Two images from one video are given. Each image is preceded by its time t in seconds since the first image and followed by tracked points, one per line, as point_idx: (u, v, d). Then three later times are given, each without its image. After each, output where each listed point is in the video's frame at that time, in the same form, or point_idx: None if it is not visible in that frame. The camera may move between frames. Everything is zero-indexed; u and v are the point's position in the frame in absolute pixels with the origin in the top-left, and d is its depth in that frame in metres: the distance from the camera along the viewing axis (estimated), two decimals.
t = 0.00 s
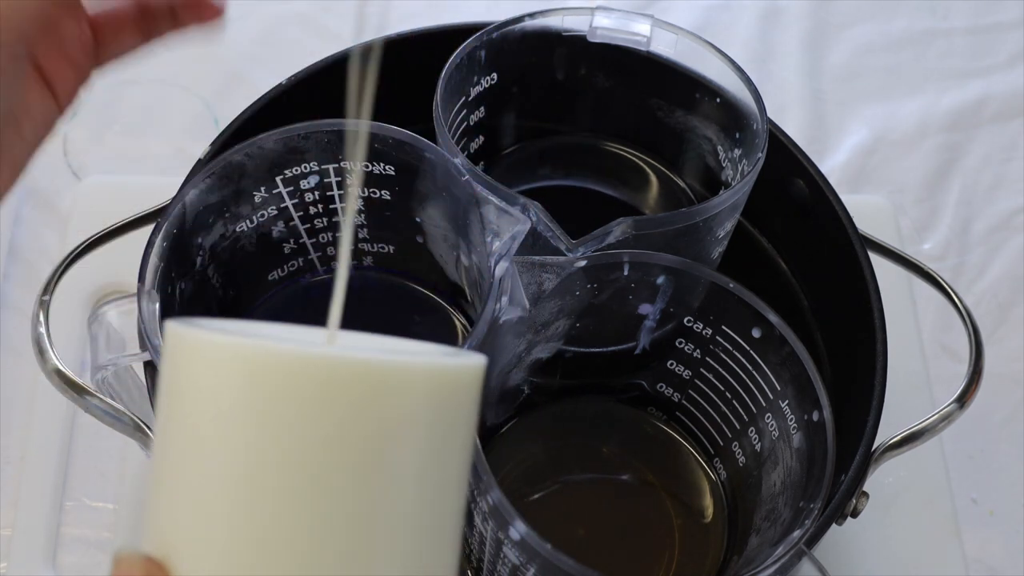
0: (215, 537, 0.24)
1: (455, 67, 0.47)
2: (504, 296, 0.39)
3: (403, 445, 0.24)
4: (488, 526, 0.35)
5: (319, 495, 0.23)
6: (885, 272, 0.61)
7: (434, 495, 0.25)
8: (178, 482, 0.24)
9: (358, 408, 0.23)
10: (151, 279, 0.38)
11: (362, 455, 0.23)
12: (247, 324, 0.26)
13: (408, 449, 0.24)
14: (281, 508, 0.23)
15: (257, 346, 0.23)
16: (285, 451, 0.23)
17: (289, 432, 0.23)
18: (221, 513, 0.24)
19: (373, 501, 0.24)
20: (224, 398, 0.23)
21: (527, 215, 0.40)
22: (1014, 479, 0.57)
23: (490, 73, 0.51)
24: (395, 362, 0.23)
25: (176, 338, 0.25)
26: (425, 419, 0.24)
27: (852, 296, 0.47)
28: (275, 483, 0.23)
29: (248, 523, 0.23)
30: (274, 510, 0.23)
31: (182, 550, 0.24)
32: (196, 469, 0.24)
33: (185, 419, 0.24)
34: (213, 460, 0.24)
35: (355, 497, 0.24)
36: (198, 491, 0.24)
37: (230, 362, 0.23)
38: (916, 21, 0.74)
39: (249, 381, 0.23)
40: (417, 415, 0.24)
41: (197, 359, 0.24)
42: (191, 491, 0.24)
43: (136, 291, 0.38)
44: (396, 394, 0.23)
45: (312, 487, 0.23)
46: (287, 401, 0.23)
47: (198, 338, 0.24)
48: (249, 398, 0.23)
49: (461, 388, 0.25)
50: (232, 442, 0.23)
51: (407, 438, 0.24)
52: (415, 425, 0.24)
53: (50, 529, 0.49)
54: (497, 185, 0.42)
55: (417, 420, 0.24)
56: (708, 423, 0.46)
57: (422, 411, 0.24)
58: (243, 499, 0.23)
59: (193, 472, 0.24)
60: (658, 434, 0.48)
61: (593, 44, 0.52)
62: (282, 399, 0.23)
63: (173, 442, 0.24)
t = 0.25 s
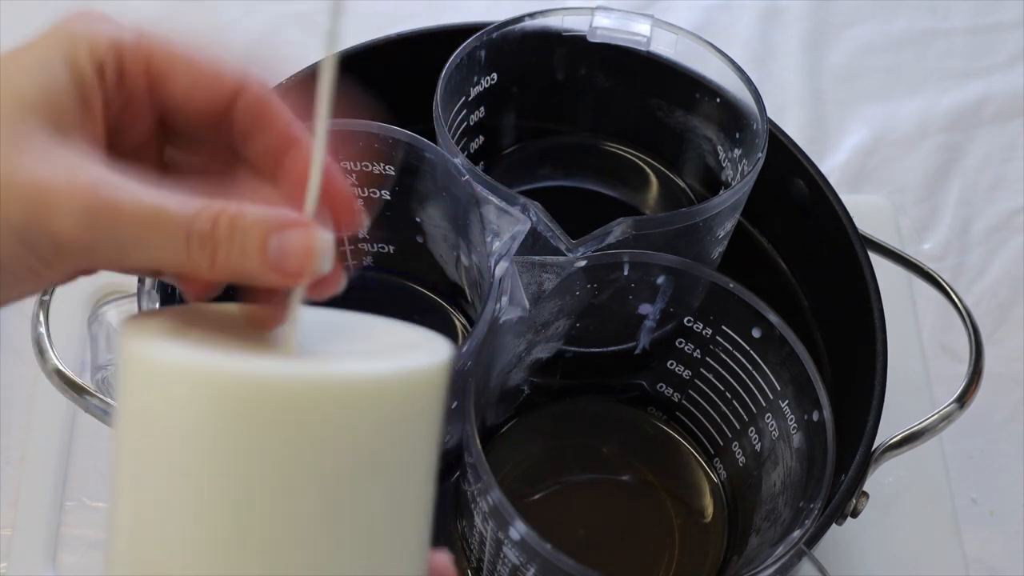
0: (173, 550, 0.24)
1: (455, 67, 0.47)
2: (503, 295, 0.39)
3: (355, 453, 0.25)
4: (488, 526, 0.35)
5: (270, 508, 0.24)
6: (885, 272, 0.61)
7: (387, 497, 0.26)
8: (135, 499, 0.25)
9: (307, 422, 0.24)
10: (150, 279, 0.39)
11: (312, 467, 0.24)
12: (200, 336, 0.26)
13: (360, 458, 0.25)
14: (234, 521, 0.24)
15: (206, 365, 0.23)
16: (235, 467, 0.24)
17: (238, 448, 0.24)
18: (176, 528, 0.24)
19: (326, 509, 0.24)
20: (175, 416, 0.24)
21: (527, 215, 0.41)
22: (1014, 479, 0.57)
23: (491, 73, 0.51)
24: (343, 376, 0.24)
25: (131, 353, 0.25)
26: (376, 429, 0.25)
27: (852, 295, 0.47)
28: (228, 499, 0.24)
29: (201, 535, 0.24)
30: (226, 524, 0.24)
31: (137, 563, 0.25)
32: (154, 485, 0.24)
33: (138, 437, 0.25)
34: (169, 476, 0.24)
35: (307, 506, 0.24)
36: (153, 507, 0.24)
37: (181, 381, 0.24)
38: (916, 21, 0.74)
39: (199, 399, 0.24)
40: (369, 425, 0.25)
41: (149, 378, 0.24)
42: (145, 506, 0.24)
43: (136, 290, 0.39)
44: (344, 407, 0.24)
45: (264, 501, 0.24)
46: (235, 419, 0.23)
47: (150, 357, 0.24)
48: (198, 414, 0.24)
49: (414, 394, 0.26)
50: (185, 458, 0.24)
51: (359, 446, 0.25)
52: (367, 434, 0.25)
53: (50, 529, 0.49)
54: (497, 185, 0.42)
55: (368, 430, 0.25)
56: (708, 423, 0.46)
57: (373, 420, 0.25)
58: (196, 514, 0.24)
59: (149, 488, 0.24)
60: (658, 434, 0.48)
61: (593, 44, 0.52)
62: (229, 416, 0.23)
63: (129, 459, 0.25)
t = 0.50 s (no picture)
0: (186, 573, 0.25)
1: (455, 66, 0.47)
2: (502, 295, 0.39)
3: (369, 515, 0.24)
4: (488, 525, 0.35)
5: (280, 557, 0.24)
6: (885, 272, 0.61)
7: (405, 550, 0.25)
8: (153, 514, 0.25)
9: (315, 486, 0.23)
10: (149, 279, 0.39)
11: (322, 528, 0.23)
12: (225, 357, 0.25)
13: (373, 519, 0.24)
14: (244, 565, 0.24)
15: (216, 421, 0.23)
16: (245, 520, 0.23)
17: (248, 503, 0.23)
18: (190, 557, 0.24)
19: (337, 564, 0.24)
20: (188, 463, 0.23)
21: (526, 215, 0.40)
22: (1014, 479, 0.57)
23: (491, 73, 0.51)
24: (354, 444, 0.23)
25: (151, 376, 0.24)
26: (392, 492, 0.23)
27: (852, 295, 0.47)
28: (237, 545, 0.24)
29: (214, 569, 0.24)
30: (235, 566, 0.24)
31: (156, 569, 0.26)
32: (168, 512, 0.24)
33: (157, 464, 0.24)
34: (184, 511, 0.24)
35: (318, 559, 0.24)
36: (168, 533, 0.25)
37: (194, 434, 0.23)
38: (916, 21, 0.74)
39: (210, 453, 0.23)
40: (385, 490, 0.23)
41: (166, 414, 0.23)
42: (162, 530, 0.25)
43: (135, 291, 0.38)
44: (357, 472, 0.23)
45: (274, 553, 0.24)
46: (244, 478, 0.23)
47: (167, 396, 0.23)
48: (209, 466, 0.23)
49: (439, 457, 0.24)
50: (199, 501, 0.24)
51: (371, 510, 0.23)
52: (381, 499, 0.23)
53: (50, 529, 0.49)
54: (498, 186, 0.42)
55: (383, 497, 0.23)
56: (708, 424, 0.46)
57: (389, 485, 0.23)
58: (209, 552, 0.24)
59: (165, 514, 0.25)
60: (658, 434, 0.48)
61: (593, 44, 0.52)
62: (237, 475, 0.23)
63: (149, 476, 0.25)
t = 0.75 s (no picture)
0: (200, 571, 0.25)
1: (455, 67, 0.47)
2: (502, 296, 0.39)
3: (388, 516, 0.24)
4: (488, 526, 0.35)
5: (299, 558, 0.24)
6: (885, 272, 0.61)
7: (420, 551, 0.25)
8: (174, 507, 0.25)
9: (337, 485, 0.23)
10: (150, 279, 0.39)
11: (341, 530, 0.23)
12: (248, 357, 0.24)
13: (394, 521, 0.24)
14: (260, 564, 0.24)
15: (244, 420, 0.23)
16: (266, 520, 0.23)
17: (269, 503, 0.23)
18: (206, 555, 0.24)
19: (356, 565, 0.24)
20: (211, 464, 0.23)
21: (527, 215, 0.40)
22: (1014, 479, 0.57)
23: (490, 73, 0.51)
24: (379, 445, 0.23)
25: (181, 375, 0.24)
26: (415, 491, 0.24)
27: (852, 295, 0.47)
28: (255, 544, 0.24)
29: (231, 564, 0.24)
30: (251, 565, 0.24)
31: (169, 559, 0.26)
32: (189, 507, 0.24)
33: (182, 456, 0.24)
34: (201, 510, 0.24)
35: (337, 563, 0.24)
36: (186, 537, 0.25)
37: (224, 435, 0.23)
38: (916, 21, 0.74)
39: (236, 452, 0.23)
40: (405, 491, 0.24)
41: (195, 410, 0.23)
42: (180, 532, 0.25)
43: (135, 292, 0.39)
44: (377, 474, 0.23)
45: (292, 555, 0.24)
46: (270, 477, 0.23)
47: (194, 396, 0.23)
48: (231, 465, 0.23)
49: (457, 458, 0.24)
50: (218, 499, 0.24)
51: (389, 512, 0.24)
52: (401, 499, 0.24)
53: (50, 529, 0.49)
54: (498, 186, 0.42)
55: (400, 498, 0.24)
56: (708, 424, 0.46)
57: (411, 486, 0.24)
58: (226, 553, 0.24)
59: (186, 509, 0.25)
60: (658, 434, 0.48)
61: (593, 44, 0.52)
62: (262, 477, 0.23)
63: (170, 471, 0.25)
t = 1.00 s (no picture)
0: None
1: (455, 67, 0.47)
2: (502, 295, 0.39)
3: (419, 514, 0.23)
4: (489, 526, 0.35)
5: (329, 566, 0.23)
6: (885, 272, 0.61)
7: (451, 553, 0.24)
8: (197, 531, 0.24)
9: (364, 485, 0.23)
10: (150, 279, 0.39)
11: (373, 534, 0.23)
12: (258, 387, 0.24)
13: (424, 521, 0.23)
14: None
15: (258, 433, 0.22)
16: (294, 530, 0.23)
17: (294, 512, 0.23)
18: None
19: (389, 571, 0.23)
20: (230, 481, 0.23)
21: (527, 215, 0.40)
22: (1014, 479, 0.57)
23: (490, 73, 0.51)
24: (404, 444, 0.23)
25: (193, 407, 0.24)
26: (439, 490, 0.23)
27: (852, 295, 0.47)
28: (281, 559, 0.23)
29: None
30: None
31: None
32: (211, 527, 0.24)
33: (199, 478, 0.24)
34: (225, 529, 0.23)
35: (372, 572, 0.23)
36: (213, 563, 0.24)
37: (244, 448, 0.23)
38: (916, 21, 0.74)
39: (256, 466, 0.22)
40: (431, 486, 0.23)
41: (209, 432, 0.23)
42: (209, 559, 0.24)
43: (136, 291, 0.39)
44: (398, 474, 0.23)
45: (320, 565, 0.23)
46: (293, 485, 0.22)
47: (204, 418, 0.23)
48: (254, 482, 0.23)
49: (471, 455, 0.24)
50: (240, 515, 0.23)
51: (418, 512, 0.23)
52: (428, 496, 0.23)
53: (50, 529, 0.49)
54: (497, 186, 0.42)
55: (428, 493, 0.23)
56: (709, 424, 0.46)
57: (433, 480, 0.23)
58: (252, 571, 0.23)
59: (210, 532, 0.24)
60: (658, 434, 0.48)
61: (593, 44, 0.52)
62: (287, 490, 0.22)
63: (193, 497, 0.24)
